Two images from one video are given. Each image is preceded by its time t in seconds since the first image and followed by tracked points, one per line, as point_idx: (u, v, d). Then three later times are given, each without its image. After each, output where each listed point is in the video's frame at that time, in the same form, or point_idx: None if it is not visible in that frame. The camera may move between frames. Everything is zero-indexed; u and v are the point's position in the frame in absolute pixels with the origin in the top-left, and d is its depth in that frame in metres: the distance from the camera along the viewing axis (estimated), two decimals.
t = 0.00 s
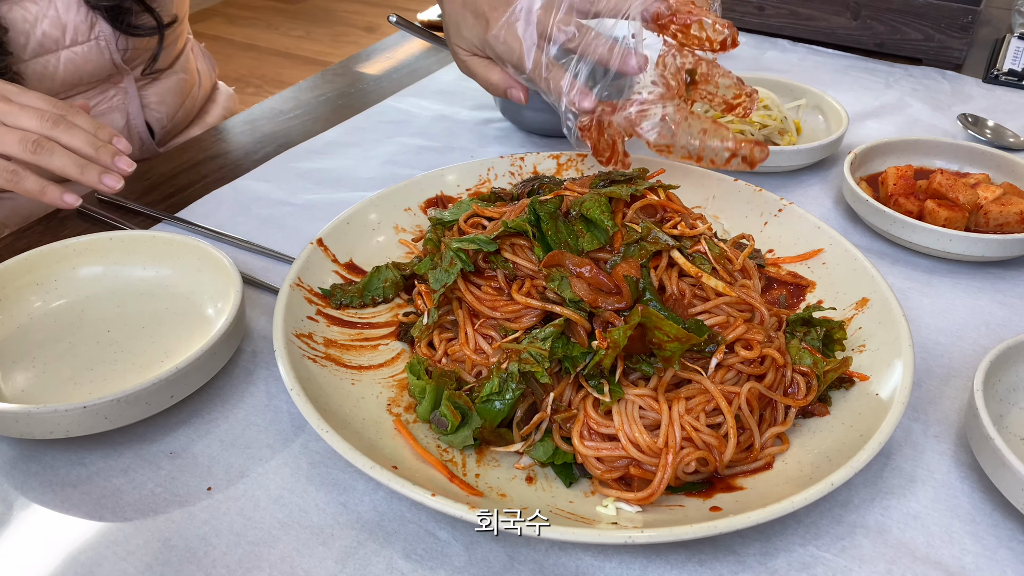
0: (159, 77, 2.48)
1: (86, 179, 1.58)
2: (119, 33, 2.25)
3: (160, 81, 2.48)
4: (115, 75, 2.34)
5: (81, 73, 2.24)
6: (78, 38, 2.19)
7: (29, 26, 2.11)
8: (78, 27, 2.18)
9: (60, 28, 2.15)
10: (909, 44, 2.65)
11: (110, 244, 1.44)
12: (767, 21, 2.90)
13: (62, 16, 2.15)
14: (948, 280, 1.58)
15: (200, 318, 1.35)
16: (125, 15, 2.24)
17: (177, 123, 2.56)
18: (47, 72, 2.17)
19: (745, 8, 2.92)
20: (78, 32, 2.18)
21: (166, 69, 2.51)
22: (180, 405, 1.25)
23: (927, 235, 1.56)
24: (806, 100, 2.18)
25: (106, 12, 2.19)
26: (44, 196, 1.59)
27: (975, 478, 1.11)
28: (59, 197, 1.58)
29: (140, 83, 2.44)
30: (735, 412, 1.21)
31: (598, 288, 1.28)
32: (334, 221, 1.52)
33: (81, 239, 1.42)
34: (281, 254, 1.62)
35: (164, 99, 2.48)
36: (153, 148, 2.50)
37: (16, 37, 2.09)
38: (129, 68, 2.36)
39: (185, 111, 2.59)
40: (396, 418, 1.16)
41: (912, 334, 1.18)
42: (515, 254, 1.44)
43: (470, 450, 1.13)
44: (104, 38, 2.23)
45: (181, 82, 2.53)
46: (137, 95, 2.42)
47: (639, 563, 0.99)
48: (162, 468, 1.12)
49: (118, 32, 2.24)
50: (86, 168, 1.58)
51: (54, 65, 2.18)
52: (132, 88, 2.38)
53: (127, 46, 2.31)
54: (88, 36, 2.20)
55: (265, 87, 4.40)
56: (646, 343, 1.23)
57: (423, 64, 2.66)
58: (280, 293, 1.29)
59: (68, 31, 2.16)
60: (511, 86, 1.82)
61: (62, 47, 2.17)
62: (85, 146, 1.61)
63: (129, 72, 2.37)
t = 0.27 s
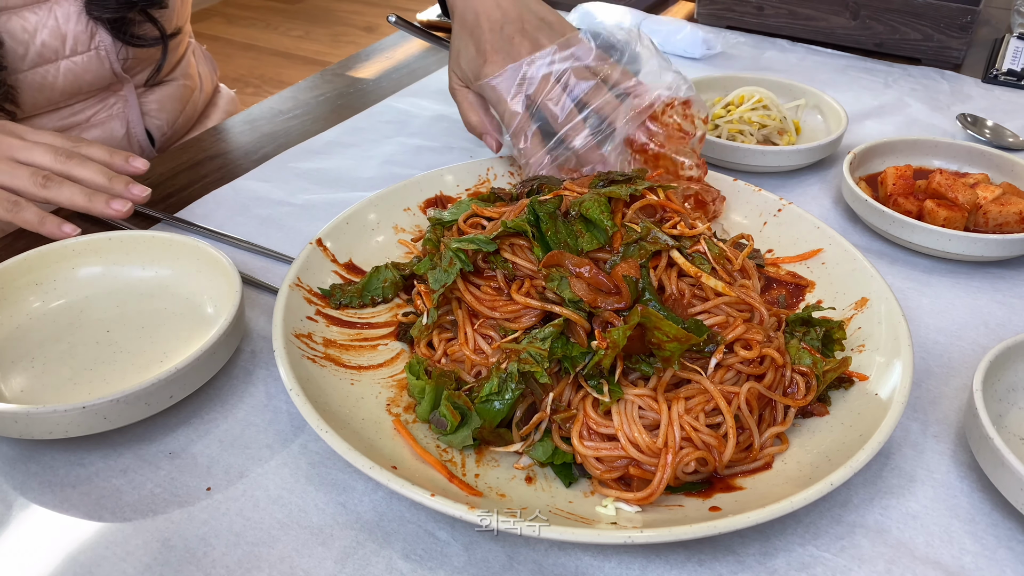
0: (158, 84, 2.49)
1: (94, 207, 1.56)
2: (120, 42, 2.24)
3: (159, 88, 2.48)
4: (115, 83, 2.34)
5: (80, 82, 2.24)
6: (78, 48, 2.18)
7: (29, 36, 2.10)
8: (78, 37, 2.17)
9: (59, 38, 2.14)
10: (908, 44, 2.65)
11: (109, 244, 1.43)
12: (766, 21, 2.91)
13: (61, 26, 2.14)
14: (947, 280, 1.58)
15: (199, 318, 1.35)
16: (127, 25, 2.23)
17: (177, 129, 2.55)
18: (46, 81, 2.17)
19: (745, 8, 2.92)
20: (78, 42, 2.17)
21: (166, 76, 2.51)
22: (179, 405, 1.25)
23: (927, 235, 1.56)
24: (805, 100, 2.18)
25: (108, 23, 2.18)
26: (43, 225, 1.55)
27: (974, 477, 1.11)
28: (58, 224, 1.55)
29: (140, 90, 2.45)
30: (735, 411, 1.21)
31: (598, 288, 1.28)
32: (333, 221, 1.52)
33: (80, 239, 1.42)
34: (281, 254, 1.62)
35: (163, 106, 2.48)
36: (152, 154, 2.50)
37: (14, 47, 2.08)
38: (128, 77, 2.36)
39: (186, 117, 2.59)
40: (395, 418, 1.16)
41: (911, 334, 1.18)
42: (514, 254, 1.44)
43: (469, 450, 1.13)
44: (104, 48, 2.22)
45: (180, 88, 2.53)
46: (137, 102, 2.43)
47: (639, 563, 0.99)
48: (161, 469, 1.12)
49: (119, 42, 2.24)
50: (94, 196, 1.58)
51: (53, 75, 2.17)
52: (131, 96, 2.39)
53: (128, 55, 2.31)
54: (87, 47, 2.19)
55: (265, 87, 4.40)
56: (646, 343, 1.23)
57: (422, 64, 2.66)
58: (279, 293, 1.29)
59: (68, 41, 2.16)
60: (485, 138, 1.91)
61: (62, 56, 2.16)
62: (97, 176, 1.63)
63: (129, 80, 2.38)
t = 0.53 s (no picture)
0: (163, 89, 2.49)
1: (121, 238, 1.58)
2: (127, 49, 2.24)
3: (165, 93, 2.49)
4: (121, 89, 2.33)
5: (87, 89, 2.23)
6: (86, 55, 2.17)
7: (37, 43, 2.08)
8: (85, 44, 2.16)
9: (66, 45, 2.13)
10: (907, 43, 2.65)
11: (109, 244, 1.43)
12: (765, 20, 2.91)
13: (69, 33, 2.13)
14: (946, 279, 1.58)
15: (198, 318, 1.35)
16: (135, 33, 2.23)
17: (182, 133, 2.56)
18: (53, 89, 2.15)
19: (744, 8, 2.92)
20: (86, 49, 2.17)
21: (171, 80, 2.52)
22: (178, 405, 1.25)
23: (926, 235, 1.56)
24: (804, 99, 2.18)
25: (117, 31, 2.18)
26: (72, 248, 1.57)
27: (973, 477, 1.11)
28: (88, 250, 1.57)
29: (146, 95, 2.46)
30: (734, 411, 1.21)
31: (597, 288, 1.28)
32: (332, 221, 1.52)
33: (79, 239, 1.41)
34: (280, 254, 1.62)
35: (169, 112, 2.49)
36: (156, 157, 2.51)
37: (22, 55, 2.05)
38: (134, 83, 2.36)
39: (190, 122, 2.60)
40: (394, 418, 1.16)
41: (911, 334, 1.18)
42: (514, 254, 1.44)
43: (469, 450, 1.13)
44: (111, 54, 2.22)
45: (185, 93, 2.54)
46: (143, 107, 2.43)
47: (639, 563, 0.99)
48: (160, 468, 1.12)
49: (127, 49, 2.24)
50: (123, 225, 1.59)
51: (61, 82, 2.16)
52: (138, 102, 2.39)
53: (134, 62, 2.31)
54: (95, 53, 2.19)
55: (264, 87, 4.39)
56: (645, 343, 1.23)
57: (422, 63, 2.66)
58: (278, 293, 1.29)
59: (75, 48, 2.15)
60: (471, 138, 1.89)
61: (69, 63, 2.15)
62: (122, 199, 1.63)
63: (135, 85, 2.37)
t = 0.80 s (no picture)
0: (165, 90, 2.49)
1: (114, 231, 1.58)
2: (131, 51, 2.25)
3: (167, 94, 2.49)
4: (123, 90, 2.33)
5: (91, 91, 2.22)
6: (89, 57, 2.17)
7: (40, 45, 2.07)
8: (89, 46, 2.15)
9: (70, 48, 2.12)
10: (906, 43, 2.65)
11: (108, 244, 1.43)
12: (765, 20, 2.91)
13: (72, 34, 2.12)
14: (945, 279, 1.58)
15: (198, 318, 1.35)
16: (140, 35, 2.24)
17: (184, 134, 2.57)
18: (57, 90, 2.14)
19: (744, 8, 2.92)
20: (89, 51, 2.16)
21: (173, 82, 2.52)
22: (177, 405, 1.25)
23: (926, 235, 1.56)
24: (804, 99, 2.18)
25: (123, 33, 2.19)
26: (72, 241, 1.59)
27: (973, 477, 1.11)
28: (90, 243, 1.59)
29: (147, 96, 2.45)
30: (733, 411, 1.21)
31: (597, 288, 1.28)
32: (332, 221, 1.52)
33: (79, 239, 1.41)
34: (279, 253, 1.61)
35: (172, 113, 2.49)
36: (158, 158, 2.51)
37: (25, 57, 2.04)
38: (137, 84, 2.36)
39: (192, 123, 2.60)
40: (394, 418, 1.16)
41: (910, 334, 1.18)
42: (513, 254, 1.44)
43: (468, 450, 1.13)
44: (115, 56, 2.22)
45: (188, 95, 2.55)
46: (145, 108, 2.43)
47: (638, 563, 0.99)
48: (159, 469, 1.12)
49: (130, 51, 2.25)
50: (114, 220, 1.58)
51: (64, 84, 2.15)
52: (141, 103, 2.39)
53: (138, 63, 2.31)
54: (98, 55, 2.18)
55: (264, 87, 4.39)
56: (644, 343, 1.23)
57: (422, 63, 2.66)
58: (278, 294, 1.29)
59: (79, 50, 2.14)
60: (461, 113, 1.89)
61: (72, 65, 2.14)
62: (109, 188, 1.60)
63: (138, 86, 2.38)
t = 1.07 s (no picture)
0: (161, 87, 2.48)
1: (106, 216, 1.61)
2: (127, 48, 2.24)
3: (163, 91, 2.48)
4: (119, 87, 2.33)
5: (86, 88, 2.22)
6: (84, 55, 2.17)
7: (35, 42, 2.08)
8: (85, 43, 2.16)
9: (65, 45, 2.12)
10: (906, 43, 2.65)
11: (107, 244, 1.43)
12: (764, 20, 2.91)
13: (68, 32, 2.13)
14: (945, 279, 1.58)
15: (197, 318, 1.35)
16: (136, 33, 2.23)
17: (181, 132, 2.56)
18: (52, 88, 2.15)
19: (743, 7, 2.92)
20: (85, 49, 2.16)
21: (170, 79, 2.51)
22: (176, 405, 1.25)
23: (925, 234, 1.56)
24: (804, 99, 2.18)
25: (118, 31, 2.17)
26: (74, 225, 1.62)
27: (973, 477, 1.11)
28: (92, 226, 1.62)
29: (144, 94, 2.45)
30: (733, 411, 1.21)
31: (597, 288, 1.27)
32: (331, 221, 1.52)
33: (78, 239, 1.42)
34: (280, 252, 1.62)
35: (168, 110, 2.48)
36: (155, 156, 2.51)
37: (20, 54, 2.05)
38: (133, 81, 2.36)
39: (189, 121, 2.60)
40: (393, 418, 1.16)
41: (909, 334, 1.18)
42: (513, 254, 1.44)
43: (468, 450, 1.13)
44: (110, 54, 2.21)
45: (184, 92, 2.54)
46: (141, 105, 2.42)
47: (638, 563, 0.99)
48: (159, 469, 1.12)
49: (126, 48, 2.23)
50: (108, 202, 1.61)
51: (59, 81, 2.15)
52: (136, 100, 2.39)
53: (133, 60, 2.31)
54: (94, 53, 2.18)
55: (263, 87, 4.39)
56: (644, 343, 1.23)
57: (421, 63, 2.66)
58: (277, 294, 1.29)
59: (74, 47, 2.14)
60: (471, 109, 1.92)
61: (67, 63, 2.15)
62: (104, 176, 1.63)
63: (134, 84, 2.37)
